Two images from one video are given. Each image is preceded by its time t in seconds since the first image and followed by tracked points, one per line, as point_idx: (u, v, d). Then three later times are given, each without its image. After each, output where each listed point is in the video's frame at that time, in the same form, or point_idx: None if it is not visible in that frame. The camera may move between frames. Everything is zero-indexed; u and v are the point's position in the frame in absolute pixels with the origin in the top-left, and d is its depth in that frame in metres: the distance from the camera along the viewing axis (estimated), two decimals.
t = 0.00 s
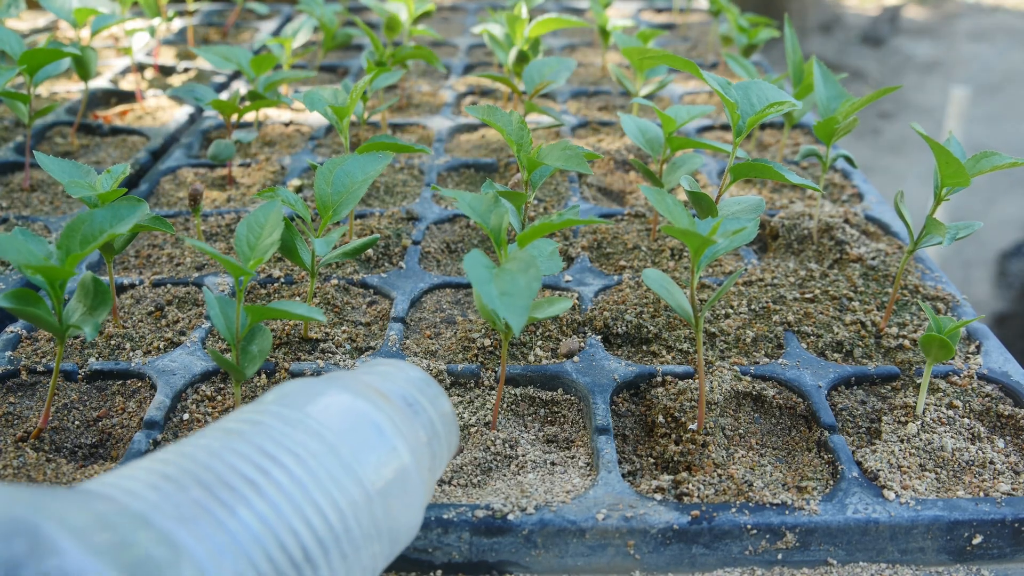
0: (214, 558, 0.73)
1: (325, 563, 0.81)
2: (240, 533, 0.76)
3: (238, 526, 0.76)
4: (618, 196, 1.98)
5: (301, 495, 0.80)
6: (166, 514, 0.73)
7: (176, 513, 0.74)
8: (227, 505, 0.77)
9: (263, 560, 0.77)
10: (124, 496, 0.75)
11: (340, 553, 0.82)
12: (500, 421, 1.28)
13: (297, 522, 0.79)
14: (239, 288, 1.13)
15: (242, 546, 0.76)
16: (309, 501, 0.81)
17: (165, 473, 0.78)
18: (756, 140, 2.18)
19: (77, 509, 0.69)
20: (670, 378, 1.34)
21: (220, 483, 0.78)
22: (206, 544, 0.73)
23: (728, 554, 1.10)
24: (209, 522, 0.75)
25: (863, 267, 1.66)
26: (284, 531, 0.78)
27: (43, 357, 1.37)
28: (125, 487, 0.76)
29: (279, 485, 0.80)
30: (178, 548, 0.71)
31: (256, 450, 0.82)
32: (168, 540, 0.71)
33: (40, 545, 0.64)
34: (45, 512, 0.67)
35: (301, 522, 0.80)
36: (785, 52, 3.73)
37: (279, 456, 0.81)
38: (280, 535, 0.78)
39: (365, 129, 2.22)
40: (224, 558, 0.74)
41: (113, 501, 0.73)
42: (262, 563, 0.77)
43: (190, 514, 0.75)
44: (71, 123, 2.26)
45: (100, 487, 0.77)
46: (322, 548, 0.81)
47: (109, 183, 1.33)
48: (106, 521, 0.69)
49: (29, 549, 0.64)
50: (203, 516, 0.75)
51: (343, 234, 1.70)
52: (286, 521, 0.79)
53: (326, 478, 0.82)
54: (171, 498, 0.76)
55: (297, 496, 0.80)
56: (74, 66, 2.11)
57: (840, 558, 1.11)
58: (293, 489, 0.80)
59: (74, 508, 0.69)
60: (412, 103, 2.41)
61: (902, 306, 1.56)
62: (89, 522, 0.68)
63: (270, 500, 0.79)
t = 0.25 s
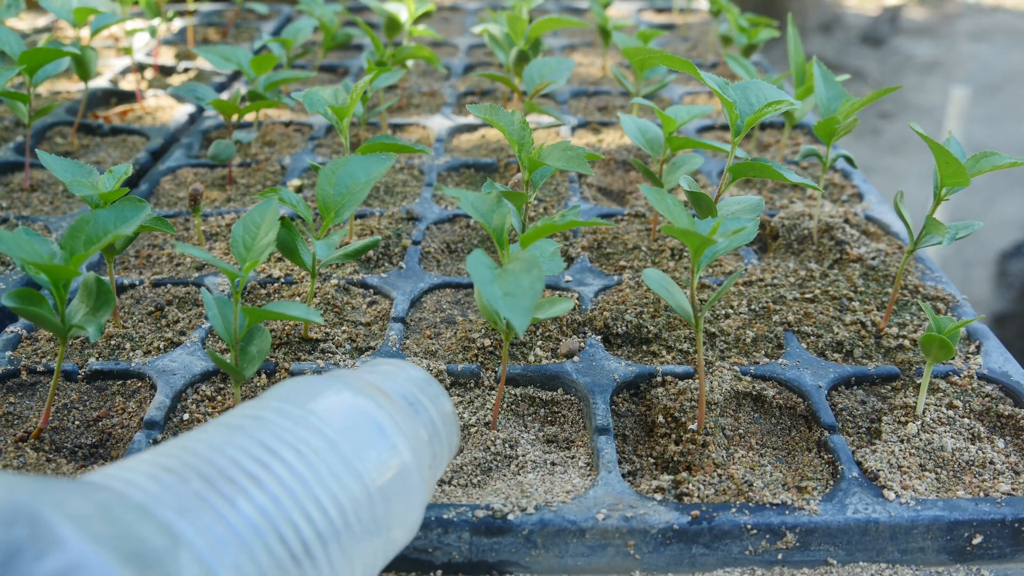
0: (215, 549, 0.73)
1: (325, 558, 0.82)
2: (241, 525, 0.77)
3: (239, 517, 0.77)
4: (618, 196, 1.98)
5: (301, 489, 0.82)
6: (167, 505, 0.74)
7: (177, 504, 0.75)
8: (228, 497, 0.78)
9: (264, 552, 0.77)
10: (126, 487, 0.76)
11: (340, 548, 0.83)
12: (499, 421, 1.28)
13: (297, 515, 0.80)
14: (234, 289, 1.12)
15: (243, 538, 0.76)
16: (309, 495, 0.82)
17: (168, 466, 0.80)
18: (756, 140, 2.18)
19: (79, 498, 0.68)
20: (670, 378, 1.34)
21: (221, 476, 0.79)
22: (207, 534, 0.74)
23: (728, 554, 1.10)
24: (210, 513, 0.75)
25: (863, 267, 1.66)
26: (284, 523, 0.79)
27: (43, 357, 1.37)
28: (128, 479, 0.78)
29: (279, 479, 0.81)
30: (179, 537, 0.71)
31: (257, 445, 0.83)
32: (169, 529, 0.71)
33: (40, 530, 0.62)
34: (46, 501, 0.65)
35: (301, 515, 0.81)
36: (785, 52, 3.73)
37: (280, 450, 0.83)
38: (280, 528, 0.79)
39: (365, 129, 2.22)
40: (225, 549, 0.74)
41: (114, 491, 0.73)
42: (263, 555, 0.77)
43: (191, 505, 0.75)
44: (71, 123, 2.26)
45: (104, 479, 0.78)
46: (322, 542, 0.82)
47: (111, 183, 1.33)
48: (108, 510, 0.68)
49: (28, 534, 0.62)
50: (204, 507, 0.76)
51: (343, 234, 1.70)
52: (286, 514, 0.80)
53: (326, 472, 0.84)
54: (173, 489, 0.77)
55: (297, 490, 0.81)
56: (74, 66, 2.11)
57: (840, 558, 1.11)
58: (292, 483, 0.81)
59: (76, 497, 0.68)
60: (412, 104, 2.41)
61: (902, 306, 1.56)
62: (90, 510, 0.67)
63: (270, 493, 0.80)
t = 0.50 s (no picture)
0: (215, 534, 0.76)
1: (326, 550, 0.83)
2: (241, 513, 0.78)
3: (239, 506, 0.79)
4: (618, 196, 1.98)
5: (302, 480, 0.83)
6: (168, 491, 0.77)
7: (178, 491, 0.77)
8: (229, 486, 0.79)
9: (263, 540, 0.79)
10: (130, 472, 0.79)
11: (341, 540, 0.84)
12: (499, 421, 1.28)
13: (298, 506, 0.82)
14: (237, 288, 1.11)
15: (242, 526, 0.78)
16: (309, 486, 0.83)
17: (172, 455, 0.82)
18: (756, 140, 2.18)
19: (84, 480, 0.71)
20: (670, 378, 1.34)
21: (222, 465, 0.81)
22: (207, 521, 0.76)
23: (728, 554, 1.10)
24: (210, 501, 0.78)
25: (863, 267, 1.66)
26: (284, 513, 0.81)
27: (43, 357, 1.37)
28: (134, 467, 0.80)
29: (280, 470, 0.82)
30: (179, 521, 0.73)
31: (259, 436, 0.85)
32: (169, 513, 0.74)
33: (43, 509, 0.66)
34: (51, 481, 0.68)
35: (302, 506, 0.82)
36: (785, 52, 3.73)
37: (281, 442, 0.84)
38: (280, 517, 0.80)
39: (365, 129, 2.22)
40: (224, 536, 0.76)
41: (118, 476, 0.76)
42: (262, 544, 0.79)
43: (192, 492, 0.77)
44: (71, 123, 2.26)
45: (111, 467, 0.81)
46: (322, 534, 0.82)
47: (111, 183, 1.33)
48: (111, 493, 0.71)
49: (30, 511, 0.65)
50: (205, 495, 0.78)
51: (343, 234, 1.70)
52: (286, 504, 0.81)
53: (327, 465, 0.84)
54: (176, 477, 0.79)
55: (297, 481, 0.82)
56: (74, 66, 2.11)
57: (840, 558, 1.11)
58: (293, 475, 0.82)
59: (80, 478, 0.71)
60: (412, 104, 2.41)
61: (902, 306, 1.55)
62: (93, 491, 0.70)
63: (270, 483, 0.81)
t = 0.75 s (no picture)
0: (214, 527, 0.76)
1: (326, 545, 0.82)
2: (241, 506, 0.78)
3: (239, 498, 0.79)
4: (618, 196, 1.98)
5: (302, 475, 0.83)
6: (168, 483, 0.77)
7: (178, 483, 0.78)
8: (229, 479, 0.80)
9: (263, 534, 0.78)
10: (131, 465, 0.79)
11: (341, 536, 0.83)
12: (499, 421, 1.28)
13: (298, 501, 0.82)
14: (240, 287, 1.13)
15: (243, 519, 0.78)
16: (309, 481, 0.83)
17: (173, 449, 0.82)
18: (756, 140, 2.18)
19: (84, 471, 0.72)
20: (670, 378, 1.34)
21: (223, 459, 0.81)
22: (206, 513, 0.76)
23: (728, 554, 1.10)
24: (210, 493, 0.78)
25: (863, 267, 1.66)
26: (284, 508, 0.81)
27: (43, 357, 1.37)
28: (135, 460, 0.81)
29: (281, 465, 0.82)
30: (178, 513, 0.74)
31: (260, 431, 0.85)
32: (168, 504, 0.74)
33: (43, 496, 0.67)
34: (53, 472, 0.70)
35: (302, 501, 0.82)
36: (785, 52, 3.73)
37: (281, 437, 0.84)
38: (280, 511, 0.80)
39: (365, 129, 2.22)
40: (224, 529, 0.76)
41: (118, 468, 0.76)
42: (262, 537, 0.78)
43: (192, 484, 0.78)
44: (71, 123, 2.26)
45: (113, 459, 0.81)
46: (322, 529, 0.82)
47: (111, 182, 1.33)
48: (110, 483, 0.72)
49: (30, 500, 0.67)
50: (205, 487, 0.78)
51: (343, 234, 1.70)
52: (287, 498, 0.81)
53: (328, 460, 0.84)
54: (176, 469, 0.79)
55: (298, 475, 0.82)
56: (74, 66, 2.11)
57: (840, 557, 1.11)
58: (293, 469, 0.82)
59: (80, 469, 0.72)
60: (412, 104, 2.41)
61: (902, 306, 1.55)
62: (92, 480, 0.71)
63: (270, 478, 0.81)
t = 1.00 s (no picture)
0: (217, 519, 0.76)
1: (327, 540, 0.83)
2: (243, 499, 0.79)
3: (241, 491, 0.79)
4: (618, 196, 1.98)
5: (304, 469, 0.83)
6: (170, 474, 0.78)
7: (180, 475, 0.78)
8: (231, 472, 0.80)
9: (265, 527, 0.78)
10: (132, 458, 0.79)
11: (343, 531, 0.83)
12: (499, 421, 1.28)
13: (301, 495, 0.82)
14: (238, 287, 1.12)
15: (245, 512, 0.78)
16: (311, 475, 0.83)
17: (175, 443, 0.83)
18: (756, 140, 2.18)
19: (87, 460, 0.72)
20: (670, 378, 1.34)
21: (225, 452, 0.82)
22: (208, 506, 0.76)
23: (728, 554, 1.10)
24: (212, 486, 0.78)
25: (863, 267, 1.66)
26: (286, 501, 0.81)
27: (43, 357, 1.37)
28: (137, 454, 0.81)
29: (283, 459, 0.82)
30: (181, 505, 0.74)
31: (262, 425, 0.85)
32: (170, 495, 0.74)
33: (45, 481, 0.66)
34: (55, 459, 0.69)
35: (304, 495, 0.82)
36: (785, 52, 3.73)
37: (283, 431, 0.85)
38: (282, 505, 0.80)
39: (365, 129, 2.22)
40: (226, 521, 0.76)
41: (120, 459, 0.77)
42: (264, 530, 0.78)
43: (194, 476, 0.78)
44: (71, 123, 2.25)
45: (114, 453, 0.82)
46: (324, 524, 0.82)
47: (111, 182, 1.33)
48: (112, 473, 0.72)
49: (34, 484, 0.66)
50: (207, 480, 0.78)
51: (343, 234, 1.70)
52: (289, 492, 0.81)
53: (330, 455, 0.85)
54: (178, 462, 0.80)
55: (300, 469, 0.82)
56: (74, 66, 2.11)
57: (840, 558, 1.11)
58: (295, 463, 0.82)
59: (82, 458, 0.72)
60: (412, 104, 2.41)
61: (902, 306, 1.55)
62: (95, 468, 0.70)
63: (272, 471, 0.81)
